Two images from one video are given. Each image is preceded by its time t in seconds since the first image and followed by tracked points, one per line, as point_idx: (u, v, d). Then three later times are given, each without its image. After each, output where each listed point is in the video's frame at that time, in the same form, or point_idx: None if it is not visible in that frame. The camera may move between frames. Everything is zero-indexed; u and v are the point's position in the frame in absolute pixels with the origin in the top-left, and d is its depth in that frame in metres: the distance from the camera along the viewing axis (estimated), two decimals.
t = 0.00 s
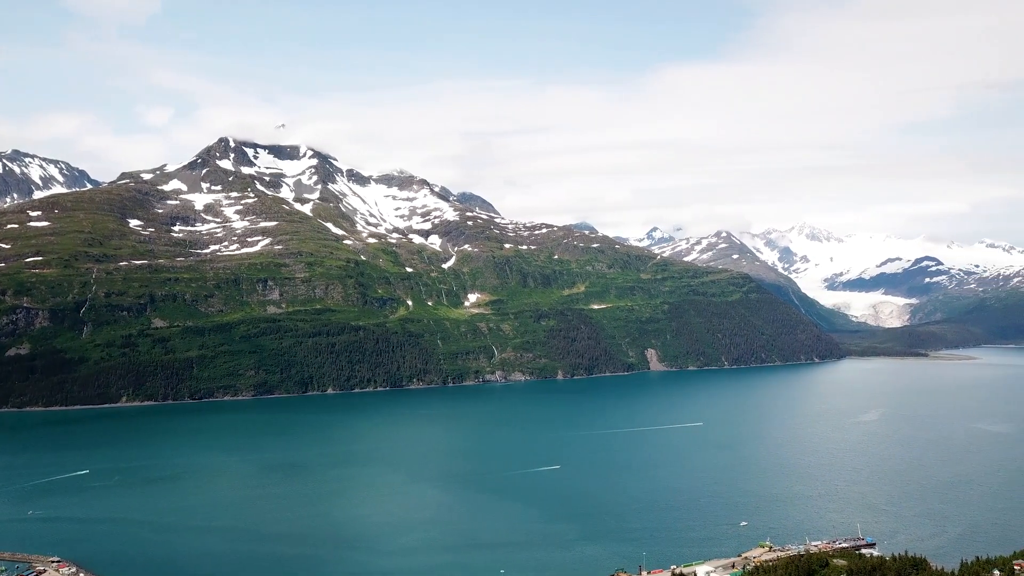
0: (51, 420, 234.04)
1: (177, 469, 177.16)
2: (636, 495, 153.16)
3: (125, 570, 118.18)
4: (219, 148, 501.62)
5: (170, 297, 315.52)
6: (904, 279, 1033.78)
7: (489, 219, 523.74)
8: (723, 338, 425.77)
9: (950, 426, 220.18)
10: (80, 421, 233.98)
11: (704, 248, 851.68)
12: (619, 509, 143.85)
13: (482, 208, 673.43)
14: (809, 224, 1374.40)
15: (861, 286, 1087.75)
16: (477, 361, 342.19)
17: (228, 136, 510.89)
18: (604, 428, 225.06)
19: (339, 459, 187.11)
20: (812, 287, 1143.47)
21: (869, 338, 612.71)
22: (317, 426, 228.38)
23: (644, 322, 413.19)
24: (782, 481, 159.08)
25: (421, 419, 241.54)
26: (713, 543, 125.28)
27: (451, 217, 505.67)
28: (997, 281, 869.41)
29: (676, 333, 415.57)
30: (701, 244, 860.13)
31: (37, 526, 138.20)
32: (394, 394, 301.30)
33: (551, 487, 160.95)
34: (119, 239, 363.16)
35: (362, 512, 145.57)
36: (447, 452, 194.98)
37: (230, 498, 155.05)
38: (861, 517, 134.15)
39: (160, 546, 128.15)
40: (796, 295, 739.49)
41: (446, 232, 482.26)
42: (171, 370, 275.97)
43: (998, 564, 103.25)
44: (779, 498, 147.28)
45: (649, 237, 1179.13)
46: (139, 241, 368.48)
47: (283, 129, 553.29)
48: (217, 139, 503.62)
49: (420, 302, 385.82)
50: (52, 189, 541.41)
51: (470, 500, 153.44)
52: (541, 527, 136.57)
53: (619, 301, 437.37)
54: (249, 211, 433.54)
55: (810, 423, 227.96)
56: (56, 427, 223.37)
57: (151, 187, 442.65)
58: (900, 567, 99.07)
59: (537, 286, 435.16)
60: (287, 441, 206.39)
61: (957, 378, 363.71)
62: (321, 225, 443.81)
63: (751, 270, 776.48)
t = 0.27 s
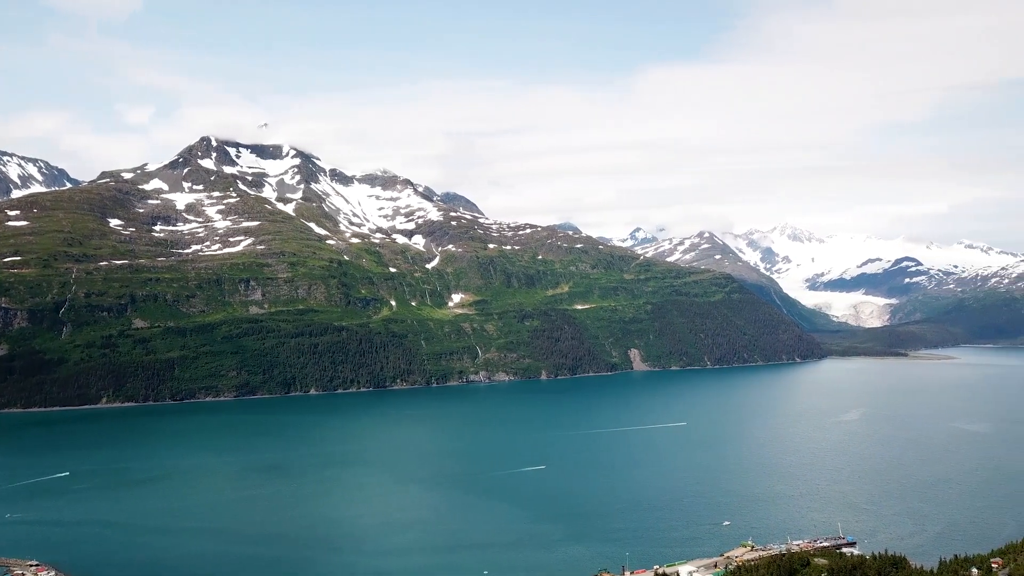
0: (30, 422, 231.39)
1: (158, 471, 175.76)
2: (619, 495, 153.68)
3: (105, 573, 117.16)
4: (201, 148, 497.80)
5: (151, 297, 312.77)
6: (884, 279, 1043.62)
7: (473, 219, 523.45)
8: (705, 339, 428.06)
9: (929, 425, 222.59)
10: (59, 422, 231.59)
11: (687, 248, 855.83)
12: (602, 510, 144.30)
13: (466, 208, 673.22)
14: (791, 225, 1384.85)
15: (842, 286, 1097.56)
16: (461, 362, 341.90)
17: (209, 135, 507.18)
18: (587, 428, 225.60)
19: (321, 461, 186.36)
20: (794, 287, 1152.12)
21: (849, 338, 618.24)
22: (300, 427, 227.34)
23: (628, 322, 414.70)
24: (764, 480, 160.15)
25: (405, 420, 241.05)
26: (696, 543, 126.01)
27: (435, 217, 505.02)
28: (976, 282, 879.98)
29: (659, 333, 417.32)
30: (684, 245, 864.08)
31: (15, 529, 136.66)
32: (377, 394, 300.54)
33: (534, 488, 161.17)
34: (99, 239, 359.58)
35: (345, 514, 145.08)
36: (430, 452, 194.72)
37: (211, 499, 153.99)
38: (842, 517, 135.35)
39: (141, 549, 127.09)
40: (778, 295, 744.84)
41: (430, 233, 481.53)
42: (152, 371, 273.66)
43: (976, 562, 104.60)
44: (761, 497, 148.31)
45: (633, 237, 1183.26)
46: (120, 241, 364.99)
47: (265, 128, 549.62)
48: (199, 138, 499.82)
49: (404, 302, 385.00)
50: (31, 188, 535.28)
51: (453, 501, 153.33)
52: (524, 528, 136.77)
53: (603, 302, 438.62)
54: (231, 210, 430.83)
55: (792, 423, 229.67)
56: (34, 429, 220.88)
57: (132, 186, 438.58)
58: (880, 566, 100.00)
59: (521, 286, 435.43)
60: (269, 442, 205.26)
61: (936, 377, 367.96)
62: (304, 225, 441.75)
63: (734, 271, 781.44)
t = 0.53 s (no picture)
0: (10, 423, 228.93)
1: (142, 472, 174.45)
2: (604, 495, 154.15)
3: None
4: (184, 147, 494.14)
5: (134, 297, 310.34)
6: (867, 279, 1051.94)
7: (458, 219, 522.86)
8: (690, 339, 429.87)
9: (911, 424, 224.71)
10: (41, 424, 229.33)
11: (672, 249, 858.77)
12: (587, 510, 144.68)
13: (452, 208, 672.48)
14: (775, 225, 1393.56)
15: (825, 286, 1105.53)
16: (447, 362, 341.47)
17: (193, 134, 503.39)
18: (572, 429, 225.99)
19: (306, 462, 185.58)
20: (778, 287, 1159.27)
21: (833, 337, 622.72)
22: (284, 428, 226.31)
23: (613, 322, 415.86)
24: (748, 480, 161.11)
25: (389, 421, 240.46)
26: (681, 542, 126.64)
27: (420, 217, 504.20)
28: (957, 282, 888.54)
29: (644, 333, 418.69)
30: (669, 245, 867.17)
31: None
32: (362, 395, 299.63)
33: (519, 489, 161.26)
34: (81, 239, 356.31)
35: (331, 515, 144.62)
36: (415, 453, 194.40)
37: (194, 501, 152.85)
38: (825, 516, 136.37)
39: (125, 551, 126.15)
40: (762, 295, 749.23)
41: (415, 233, 480.67)
42: (135, 371, 271.58)
43: (957, 561, 105.70)
44: (745, 497, 149.16)
45: (618, 237, 1186.42)
46: (102, 241, 361.72)
47: (250, 127, 546.15)
48: (182, 137, 496.13)
49: (389, 302, 384.06)
50: (12, 187, 529.73)
51: (439, 502, 153.18)
52: (510, 528, 136.87)
53: (588, 302, 439.44)
54: (215, 210, 428.30)
55: (775, 423, 231.14)
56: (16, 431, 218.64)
57: (115, 185, 434.83)
58: (863, 565, 100.91)
59: (507, 286, 435.47)
60: (253, 443, 203.96)
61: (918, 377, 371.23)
62: (289, 225, 439.50)
63: (719, 271, 785.25)
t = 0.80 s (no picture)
0: None
1: (123, 475, 172.90)
2: (587, 496, 154.49)
3: None
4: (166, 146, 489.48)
5: (115, 297, 307.48)
6: (848, 279, 1060.59)
7: (442, 220, 522.07)
8: (673, 339, 431.64)
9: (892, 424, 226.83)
10: (20, 425, 226.73)
11: (655, 249, 861.72)
12: (571, 510, 144.96)
13: (436, 208, 671.49)
14: (757, 225, 1402.31)
15: (807, 287, 1114.14)
16: (431, 362, 340.80)
17: (175, 133, 498.92)
18: (556, 429, 226.28)
19: (289, 463, 184.65)
20: (761, 287, 1166.64)
21: (814, 337, 627.55)
22: (267, 429, 225.02)
23: (597, 323, 416.87)
24: (731, 480, 161.95)
25: (373, 421, 239.69)
26: (664, 542, 127.16)
27: (404, 217, 503.02)
28: (937, 282, 898.05)
29: (628, 334, 420.01)
30: (652, 245, 870.17)
31: None
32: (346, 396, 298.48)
33: (503, 489, 161.26)
34: (61, 238, 352.53)
35: (314, 517, 143.91)
36: (399, 454, 193.97)
37: (175, 504, 151.55)
38: (807, 516, 137.38)
39: (106, 555, 124.97)
40: (745, 295, 753.60)
41: (399, 233, 479.51)
42: (116, 372, 269.11)
43: (937, 559, 106.94)
44: (728, 497, 149.95)
45: (602, 237, 1189.32)
46: (82, 241, 357.76)
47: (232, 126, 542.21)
48: (164, 136, 491.69)
49: (373, 302, 382.82)
50: None
51: (422, 503, 152.82)
52: (494, 529, 136.84)
53: (572, 302, 440.14)
54: (197, 209, 425.27)
55: (757, 423, 232.62)
56: None
57: (95, 184, 430.51)
58: (844, 565, 101.77)
59: (491, 286, 435.24)
60: (235, 445, 202.56)
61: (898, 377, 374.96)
62: (272, 224, 436.87)
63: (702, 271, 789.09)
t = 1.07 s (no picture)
0: None
1: (107, 476, 171.49)
2: (574, 495, 154.88)
3: None
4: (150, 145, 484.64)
5: (98, 297, 305.01)
6: (832, 280, 1068.05)
7: (429, 220, 521.19)
8: (659, 339, 433.02)
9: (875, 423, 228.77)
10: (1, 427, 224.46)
11: (641, 249, 864.55)
12: (558, 510, 145.31)
13: (422, 208, 670.18)
14: (742, 226, 1409.58)
15: (792, 287, 1121.40)
16: (417, 362, 340.15)
17: (159, 132, 494.61)
18: (542, 429, 226.55)
19: (274, 464, 183.99)
20: (746, 287, 1173.27)
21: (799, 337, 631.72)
22: (253, 430, 223.88)
23: (584, 323, 417.61)
24: (716, 480, 162.79)
25: (359, 422, 238.93)
26: (650, 542, 127.80)
27: (390, 217, 502.00)
28: (920, 283, 906.14)
29: (614, 334, 421.03)
30: (638, 246, 872.71)
31: None
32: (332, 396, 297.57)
33: (490, 490, 161.40)
34: (43, 238, 349.23)
35: (299, 518, 143.39)
36: (385, 455, 193.71)
37: (158, 506, 150.50)
38: (792, 515, 138.42)
39: (90, 557, 124.02)
40: (730, 295, 757.27)
41: (385, 233, 478.28)
42: (100, 372, 267.12)
43: (919, 558, 108.02)
44: (714, 496, 150.75)
45: (588, 238, 1191.99)
46: (65, 241, 354.40)
47: (217, 125, 538.96)
48: (148, 134, 487.55)
49: (359, 303, 381.60)
50: None
51: (409, 504, 152.57)
52: (481, 529, 136.96)
53: (559, 302, 440.67)
54: (182, 209, 422.68)
55: (743, 422, 233.87)
56: None
57: (78, 183, 426.61)
58: (828, 564, 102.54)
59: (477, 287, 435.03)
60: (220, 446, 201.46)
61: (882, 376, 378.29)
62: (257, 224, 434.60)
63: (687, 271, 792.40)
